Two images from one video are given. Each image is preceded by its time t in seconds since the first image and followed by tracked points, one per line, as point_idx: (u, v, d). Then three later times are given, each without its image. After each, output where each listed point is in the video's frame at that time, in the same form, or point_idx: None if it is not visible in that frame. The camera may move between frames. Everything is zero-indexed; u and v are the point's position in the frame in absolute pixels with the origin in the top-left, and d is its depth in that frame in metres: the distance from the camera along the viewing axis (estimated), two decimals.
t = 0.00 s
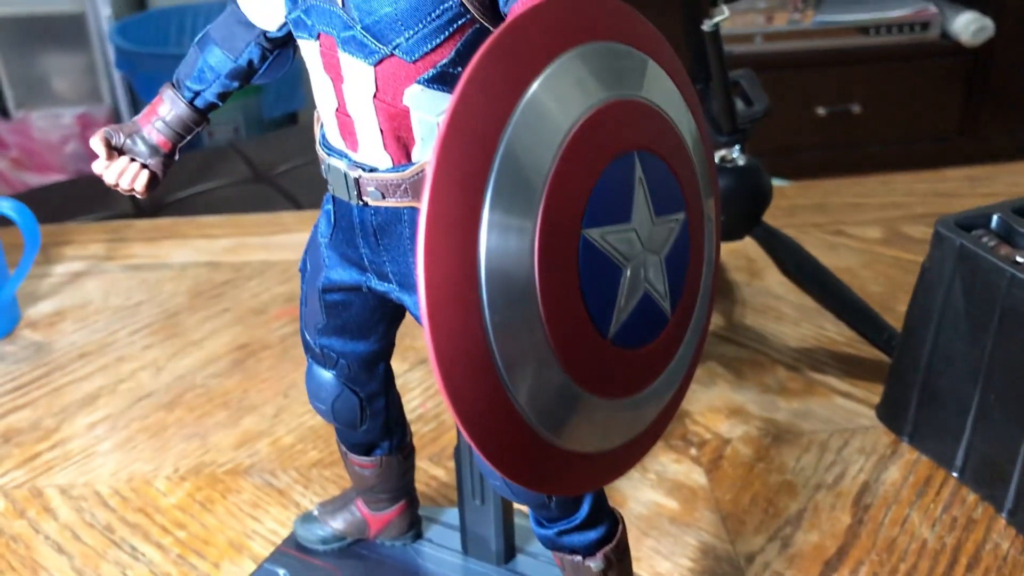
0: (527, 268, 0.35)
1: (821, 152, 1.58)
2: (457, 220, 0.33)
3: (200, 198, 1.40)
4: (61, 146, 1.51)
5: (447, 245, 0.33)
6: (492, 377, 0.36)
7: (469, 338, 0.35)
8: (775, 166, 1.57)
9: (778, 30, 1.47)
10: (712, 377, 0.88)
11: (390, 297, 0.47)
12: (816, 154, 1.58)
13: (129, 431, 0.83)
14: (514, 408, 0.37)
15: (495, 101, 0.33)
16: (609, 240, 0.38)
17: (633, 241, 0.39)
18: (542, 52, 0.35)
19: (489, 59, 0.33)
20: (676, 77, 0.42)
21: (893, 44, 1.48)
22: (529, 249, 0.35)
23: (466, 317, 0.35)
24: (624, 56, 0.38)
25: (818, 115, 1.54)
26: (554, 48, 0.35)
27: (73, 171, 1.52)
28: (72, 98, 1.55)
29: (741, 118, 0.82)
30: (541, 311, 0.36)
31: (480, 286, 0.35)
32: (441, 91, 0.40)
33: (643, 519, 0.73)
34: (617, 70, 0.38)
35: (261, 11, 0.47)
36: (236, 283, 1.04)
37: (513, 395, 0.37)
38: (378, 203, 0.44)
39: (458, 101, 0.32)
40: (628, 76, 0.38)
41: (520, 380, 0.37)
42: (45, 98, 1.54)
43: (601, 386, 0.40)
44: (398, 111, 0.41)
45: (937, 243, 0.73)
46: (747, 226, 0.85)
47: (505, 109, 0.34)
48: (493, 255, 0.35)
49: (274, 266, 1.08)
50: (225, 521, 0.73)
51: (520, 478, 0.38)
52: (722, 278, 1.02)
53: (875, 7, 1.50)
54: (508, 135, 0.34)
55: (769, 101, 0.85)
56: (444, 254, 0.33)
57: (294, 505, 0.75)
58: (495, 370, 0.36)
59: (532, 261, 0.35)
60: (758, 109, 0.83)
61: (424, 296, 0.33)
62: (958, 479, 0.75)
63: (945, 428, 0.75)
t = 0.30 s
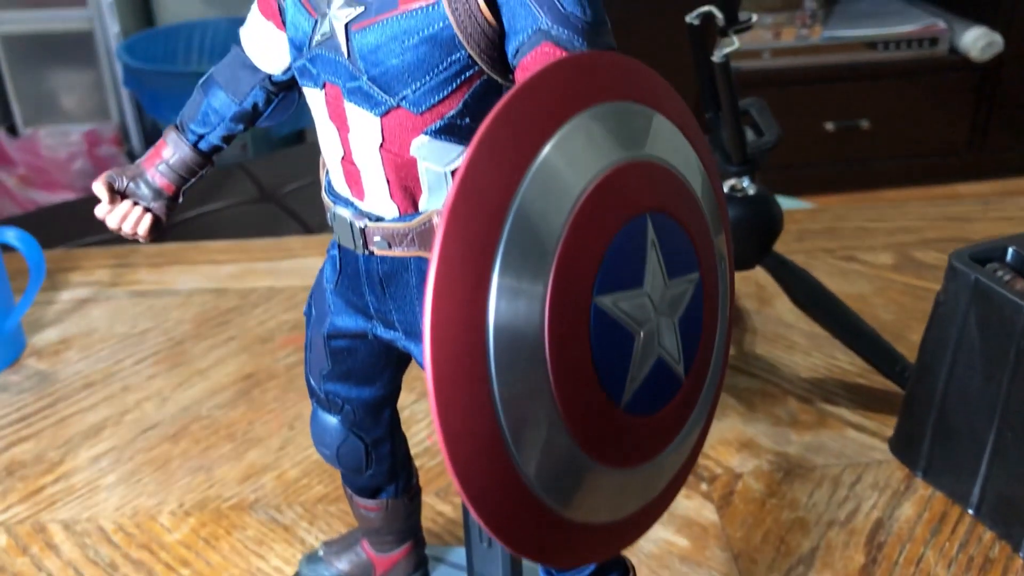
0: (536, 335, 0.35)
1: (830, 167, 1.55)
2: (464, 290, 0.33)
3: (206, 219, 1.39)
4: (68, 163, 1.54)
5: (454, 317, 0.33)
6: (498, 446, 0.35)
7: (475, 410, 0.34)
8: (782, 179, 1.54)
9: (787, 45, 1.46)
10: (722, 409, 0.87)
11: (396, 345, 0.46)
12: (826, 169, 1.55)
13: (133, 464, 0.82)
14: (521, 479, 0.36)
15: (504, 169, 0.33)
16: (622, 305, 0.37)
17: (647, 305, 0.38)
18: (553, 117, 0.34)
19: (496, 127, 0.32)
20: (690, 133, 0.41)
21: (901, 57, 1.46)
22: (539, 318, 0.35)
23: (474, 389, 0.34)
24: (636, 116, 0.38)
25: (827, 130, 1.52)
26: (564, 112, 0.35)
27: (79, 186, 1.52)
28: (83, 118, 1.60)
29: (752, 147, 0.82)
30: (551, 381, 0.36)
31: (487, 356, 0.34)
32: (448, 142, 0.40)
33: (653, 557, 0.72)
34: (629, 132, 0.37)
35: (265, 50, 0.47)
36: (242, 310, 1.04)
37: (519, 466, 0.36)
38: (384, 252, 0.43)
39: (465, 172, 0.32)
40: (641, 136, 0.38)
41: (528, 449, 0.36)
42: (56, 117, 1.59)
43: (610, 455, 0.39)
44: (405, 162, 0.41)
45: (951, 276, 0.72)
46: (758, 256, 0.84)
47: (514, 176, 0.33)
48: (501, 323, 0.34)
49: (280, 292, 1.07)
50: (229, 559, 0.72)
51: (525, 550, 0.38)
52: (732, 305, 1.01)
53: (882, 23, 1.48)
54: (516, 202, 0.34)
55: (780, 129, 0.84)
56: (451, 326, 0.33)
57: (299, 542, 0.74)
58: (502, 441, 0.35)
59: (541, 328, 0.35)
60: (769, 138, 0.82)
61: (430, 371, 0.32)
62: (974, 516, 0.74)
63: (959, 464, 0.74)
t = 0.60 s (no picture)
0: (561, 387, 0.36)
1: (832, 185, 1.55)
2: (486, 350, 0.33)
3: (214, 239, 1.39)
4: (76, 180, 1.60)
5: (477, 380, 0.33)
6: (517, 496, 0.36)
7: (498, 463, 0.35)
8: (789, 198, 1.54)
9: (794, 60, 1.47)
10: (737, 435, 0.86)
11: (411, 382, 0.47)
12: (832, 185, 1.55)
13: (140, 492, 0.81)
14: (540, 529, 0.37)
15: (521, 228, 0.33)
16: (648, 355, 0.38)
17: (673, 356, 0.39)
18: (569, 171, 0.35)
19: (513, 188, 0.33)
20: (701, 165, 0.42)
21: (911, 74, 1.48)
22: (564, 369, 0.36)
23: (498, 445, 0.35)
24: (649, 157, 0.38)
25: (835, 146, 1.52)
26: (580, 164, 0.35)
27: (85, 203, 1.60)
28: (90, 135, 1.65)
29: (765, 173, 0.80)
30: (575, 430, 0.36)
31: (511, 413, 0.35)
32: (465, 179, 0.41)
33: None
34: (642, 175, 0.38)
35: (279, 84, 0.48)
36: (251, 333, 1.03)
37: (541, 519, 0.37)
38: (400, 290, 0.44)
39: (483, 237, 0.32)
40: (654, 178, 0.38)
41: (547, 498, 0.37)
42: (66, 134, 1.65)
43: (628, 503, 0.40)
44: (421, 200, 0.42)
45: (970, 304, 0.71)
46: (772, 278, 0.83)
47: (531, 234, 0.34)
48: (526, 374, 0.35)
49: (288, 314, 1.06)
50: None
51: None
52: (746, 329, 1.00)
53: (890, 37, 1.50)
54: (534, 259, 0.34)
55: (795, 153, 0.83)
56: (475, 388, 0.33)
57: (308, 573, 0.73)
58: (524, 494, 0.36)
59: (566, 379, 0.36)
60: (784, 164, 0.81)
61: (454, 436, 0.33)
62: (995, 548, 0.73)
63: (979, 495, 0.73)
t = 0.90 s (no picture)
0: (593, 437, 0.38)
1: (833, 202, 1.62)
2: (521, 399, 0.36)
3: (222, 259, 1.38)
4: (83, 198, 1.64)
5: (511, 428, 0.36)
6: (547, 542, 0.38)
7: (530, 508, 0.37)
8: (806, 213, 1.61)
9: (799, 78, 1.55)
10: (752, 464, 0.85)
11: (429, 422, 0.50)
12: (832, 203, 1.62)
13: (151, 521, 0.81)
14: None
15: (555, 284, 0.36)
16: (682, 413, 0.41)
17: (705, 410, 0.42)
18: (600, 228, 0.37)
19: (544, 247, 0.36)
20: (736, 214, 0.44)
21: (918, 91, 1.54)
22: (599, 418, 0.38)
23: (533, 489, 0.37)
24: (681, 211, 0.41)
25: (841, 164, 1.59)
26: (610, 221, 0.38)
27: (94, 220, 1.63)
28: (97, 152, 1.69)
29: (781, 201, 0.80)
30: (606, 480, 0.39)
31: (543, 461, 0.37)
32: (489, 221, 0.46)
33: None
34: (674, 228, 0.40)
35: (301, 122, 0.52)
36: (261, 357, 1.02)
37: (570, 567, 0.39)
38: (420, 331, 0.49)
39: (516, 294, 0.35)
40: (687, 231, 0.41)
41: (577, 544, 0.39)
42: (73, 150, 1.69)
43: (658, 553, 0.42)
44: (444, 241, 0.46)
45: (990, 335, 0.70)
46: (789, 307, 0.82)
47: (565, 289, 0.37)
48: (559, 424, 0.37)
49: (298, 338, 1.06)
50: None
51: None
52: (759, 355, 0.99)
53: (902, 53, 1.55)
54: (568, 312, 0.37)
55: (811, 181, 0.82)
56: (509, 435, 0.36)
57: None
58: (553, 540, 0.38)
59: (599, 431, 0.38)
60: (799, 192, 0.80)
61: (486, 480, 0.36)
62: None
63: (999, 528, 0.72)
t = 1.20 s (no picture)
0: (620, 496, 0.39)
1: (854, 216, 1.97)
2: (546, 453, 0.37)
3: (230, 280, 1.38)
4: (90, 216, 1.83)
5: (537, 481, 0.37)
6: None
7: (554, 562, 0.39)
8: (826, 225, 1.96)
9: (809, 97, 1.86)
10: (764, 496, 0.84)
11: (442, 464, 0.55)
12: (853, 217, 1.97)
13: (156, 552, 0.80)
14: None
15: (580, 341, 0.38)
16: (706, 472, 0.42)
17: (730, 467, 0.43)
18: (624, 286, 0.39)
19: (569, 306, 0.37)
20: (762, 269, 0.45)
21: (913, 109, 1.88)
22: (626, 474, 0.39)
23: (555, 546, 0.39)
24: (706, 268, 0.42)
25: (849, 181, 1.93)
26: (635, 279, 0.39)
27: (99, 236, 1.81)
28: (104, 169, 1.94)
29: (794, 230, 0.79)
30: (631, 538, 0.40)
31: (569, 517, 0.39)
32: (507, 264, 0.49)
33: None
34: (699, 285, 0.42)
35: (317, 161, 0.56)
36: (269, 383, 1.02)
37: None
38: (435, 374, 0.53)
39: (540, 353, 0.36)
40: (712, 288, 0.42)
41: None
42: (79, 168, 1.94)
43: None
44: (461, 284, 0.50)
45: (1006, 368, 0.69)
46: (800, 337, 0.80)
47: (591, 345, 0.38)
48: (586, 482, 0.39)
49: (306, 363, 1.05)
50: None
51: None
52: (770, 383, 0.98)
53: (906, 75, 1.89)
54: (594, 368, 0.38)
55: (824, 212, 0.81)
56: (534, 488, 0.37)
57: None
58: None
59: (625, 489, 0.39)
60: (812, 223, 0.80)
61: (511, 535, 0.37)
62: None
63: (1017, 563, 0.71)
